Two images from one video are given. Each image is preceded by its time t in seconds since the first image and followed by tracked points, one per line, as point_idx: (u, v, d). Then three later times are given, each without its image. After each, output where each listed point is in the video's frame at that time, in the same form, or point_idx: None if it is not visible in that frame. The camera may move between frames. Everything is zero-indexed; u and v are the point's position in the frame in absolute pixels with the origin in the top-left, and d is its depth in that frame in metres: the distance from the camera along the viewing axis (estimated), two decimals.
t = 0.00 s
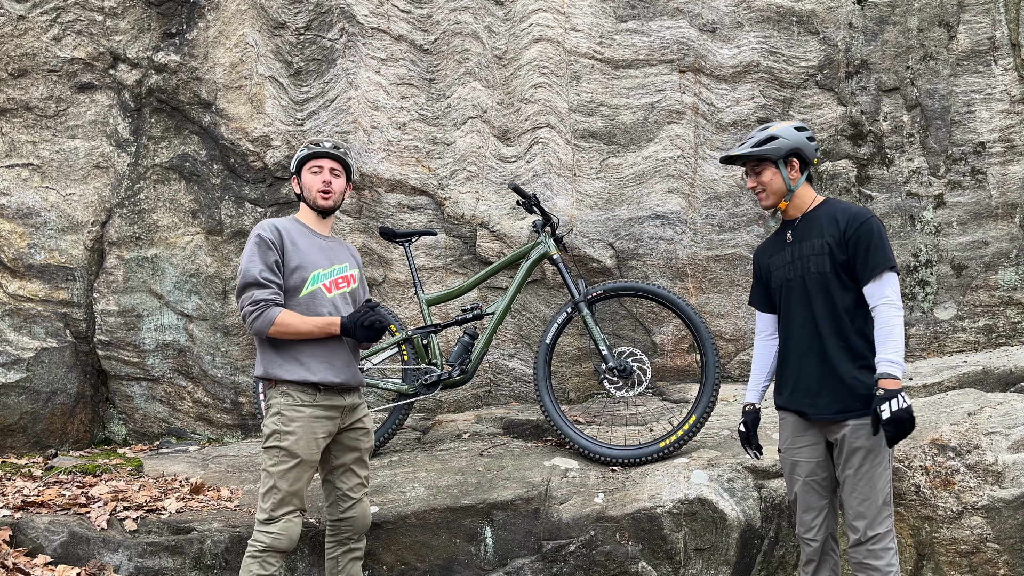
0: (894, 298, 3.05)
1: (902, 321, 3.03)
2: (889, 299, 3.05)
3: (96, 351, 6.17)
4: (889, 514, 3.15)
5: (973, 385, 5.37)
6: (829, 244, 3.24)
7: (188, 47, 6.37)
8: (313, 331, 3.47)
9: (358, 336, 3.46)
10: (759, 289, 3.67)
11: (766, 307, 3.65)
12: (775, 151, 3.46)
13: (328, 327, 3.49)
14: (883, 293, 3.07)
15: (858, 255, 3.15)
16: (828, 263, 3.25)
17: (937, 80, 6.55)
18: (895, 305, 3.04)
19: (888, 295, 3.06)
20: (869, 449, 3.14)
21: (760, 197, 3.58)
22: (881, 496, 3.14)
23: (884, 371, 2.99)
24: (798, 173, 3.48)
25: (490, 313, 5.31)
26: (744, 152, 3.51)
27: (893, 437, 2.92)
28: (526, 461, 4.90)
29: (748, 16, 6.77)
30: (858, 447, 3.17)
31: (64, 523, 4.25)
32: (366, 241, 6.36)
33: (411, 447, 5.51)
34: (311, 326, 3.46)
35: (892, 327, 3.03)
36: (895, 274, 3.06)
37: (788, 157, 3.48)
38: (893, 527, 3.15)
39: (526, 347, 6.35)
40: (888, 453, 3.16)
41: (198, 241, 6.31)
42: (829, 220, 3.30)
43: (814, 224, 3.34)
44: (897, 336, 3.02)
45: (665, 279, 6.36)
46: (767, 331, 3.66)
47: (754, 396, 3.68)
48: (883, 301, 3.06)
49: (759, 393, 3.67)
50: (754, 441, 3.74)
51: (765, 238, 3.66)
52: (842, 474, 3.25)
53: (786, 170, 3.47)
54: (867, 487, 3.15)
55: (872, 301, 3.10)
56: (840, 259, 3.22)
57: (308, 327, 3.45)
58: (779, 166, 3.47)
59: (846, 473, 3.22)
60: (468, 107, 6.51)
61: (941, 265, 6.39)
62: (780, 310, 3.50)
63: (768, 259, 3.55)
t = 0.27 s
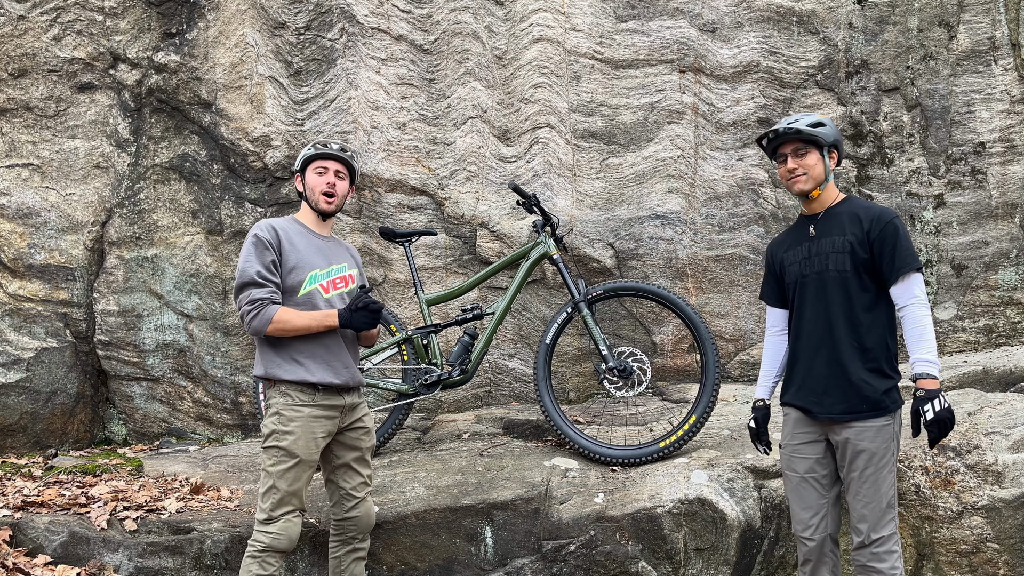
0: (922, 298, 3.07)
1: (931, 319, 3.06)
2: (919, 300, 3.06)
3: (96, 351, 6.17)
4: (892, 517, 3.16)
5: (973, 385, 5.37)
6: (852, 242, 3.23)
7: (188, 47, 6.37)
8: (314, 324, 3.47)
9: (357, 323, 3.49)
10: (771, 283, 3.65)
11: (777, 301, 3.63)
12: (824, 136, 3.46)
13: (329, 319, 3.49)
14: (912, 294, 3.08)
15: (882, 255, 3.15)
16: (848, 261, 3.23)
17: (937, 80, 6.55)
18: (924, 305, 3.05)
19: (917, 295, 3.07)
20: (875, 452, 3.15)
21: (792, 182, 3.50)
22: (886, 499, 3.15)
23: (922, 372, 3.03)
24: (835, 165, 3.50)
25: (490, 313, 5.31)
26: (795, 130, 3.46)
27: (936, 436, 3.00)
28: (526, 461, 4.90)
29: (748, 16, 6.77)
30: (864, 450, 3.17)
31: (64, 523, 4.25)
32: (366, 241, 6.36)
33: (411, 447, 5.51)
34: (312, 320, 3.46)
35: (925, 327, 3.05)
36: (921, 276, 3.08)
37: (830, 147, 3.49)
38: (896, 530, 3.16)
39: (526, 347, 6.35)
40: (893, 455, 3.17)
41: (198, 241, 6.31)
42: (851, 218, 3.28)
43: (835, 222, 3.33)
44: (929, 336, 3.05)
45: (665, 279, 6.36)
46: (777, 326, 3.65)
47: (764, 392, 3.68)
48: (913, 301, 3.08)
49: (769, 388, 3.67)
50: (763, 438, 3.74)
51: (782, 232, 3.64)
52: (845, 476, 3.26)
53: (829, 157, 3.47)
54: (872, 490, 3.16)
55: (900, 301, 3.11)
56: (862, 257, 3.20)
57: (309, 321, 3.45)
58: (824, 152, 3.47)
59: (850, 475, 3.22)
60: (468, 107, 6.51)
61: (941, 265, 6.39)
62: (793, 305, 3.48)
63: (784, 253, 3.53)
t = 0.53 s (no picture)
0: (927, 303, 3.05)
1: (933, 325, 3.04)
2: (925, 304, 3.05)
3: (96, 351, 6.17)
4: (896, 518, 3.17)
5: (973, 385, 5.37)
6: (863, 243, 3.21)
7: (188, 47, 6.37)
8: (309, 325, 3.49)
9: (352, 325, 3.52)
10: (779, 280, 3.64)
11: (785, 297, 3.63)
12: (847, 134, 3.45)
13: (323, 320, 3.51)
14: (918, 298, 3.06)
15: (894, 258, 3.13)
16: (859, 262, 3.22)
17: (937, 80, 6.55)
18: (929, 311, 3.04)
19: (923, 299, 3.06)
20: (881, 452, 3.16)
21: (808, 176, 3.45)
22: (891, 499, 3.16)
23: (912, 375, 3.00)
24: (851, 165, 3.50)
25: (490, 312, 5.31)
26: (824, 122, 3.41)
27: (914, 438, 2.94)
28: (526, 461, 4.90)
29: (748, 16, 6.77)
30: (869, 449, 3.19)
31: (64, 523, 4.25)
32: (366, 241, 6.36)
33: (411, 447, 5.51)
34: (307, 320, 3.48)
35: (924, 331, 3.03)
36: (930, 281, 3.07)
37: (850, 147, 3.49)
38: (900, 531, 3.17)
39: (526, 347, 6.35)
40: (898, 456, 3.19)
41: (198, 241, 6.32)
42: (864, 218, 3.27)
43: (847, 222, 3.31)
44: (928, 341, 3.02)
45: (665, 279, 6.36)
46: (784, 321, 3.65)
47: (770, 385, 3.65)
48: (918, 306, 3.06)
49: (776, 380, 3.65)
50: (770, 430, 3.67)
51: (792, 228, 3.62)
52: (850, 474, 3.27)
53: (849, 156, 3.46)
54: (876, 489, 3.17)
55: (905, 305, 3.10)
56: (873, 259, 3.19)
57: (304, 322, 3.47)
58: (845, 150, 3.46)
59: (856, 474, 3.23)
60: (468, 107, 6.51)
61: (941, 265, 6.39)
62: (802, 303, 3.48)
63: (793, 251, 3.52)
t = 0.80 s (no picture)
0: (922, 306, 3.05)
1: (928, 328, 3.04)
2: (920, 307, 3.05)
3: (96, 351, 6.17)
4: (893, 518, 3.16)
5: (973, 385, 5.37)
6: (859, 244, 3.21)
7: (188, 47, 6.37)
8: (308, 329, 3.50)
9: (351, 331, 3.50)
10: (778, 280, 3.63)
11: (783, 298, 3.62)
12: (846, 136, 3.45)
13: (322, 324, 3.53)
14: (914, 300, 3.07)
15: (890, 259, 3.12)
16: (855, 262, 3.22)
17: (937, 80, 6.55)
18: (924, 313, 3.04)
19: (918, 302, 3.06)
20: (875, 452, 3.16)
21: (806, 177, 3.46)
22: (886, 499, 3.15)
23: (904, 377, 3.01)
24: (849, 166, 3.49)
25: (490, 313, 5.31)
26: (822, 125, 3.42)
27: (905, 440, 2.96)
28: (526, 461, 4.90)
29: (748, 16, 6.77)
30: (864, 449, 3.18)
31: (64, 523, 4.25)
32: (366, 241, 6.36)
33: (411, 447, 5.51)
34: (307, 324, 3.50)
35: (918, 334, 3.03)
36: (926, 283, 3.06)
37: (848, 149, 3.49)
38: (897, 531, 3.16)
39: (526, 347, 6.35)
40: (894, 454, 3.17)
41: (198, 241, 6.31)
42: (860, 219, 3.26)
43: (844, 222, 3.30)
44: (922, 344, 3.03)
45: (665, 279, 6.36)
46: (782, 321, 3.64)
47: (767, 384, 3.66)
48: (913, 308, 3.06)
49: (773, 380, 3.65)
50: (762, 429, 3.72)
51: (791, 229, 3.62)
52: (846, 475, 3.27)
53: (847, 158, 3.46)
54: (872, 489, 3.16)
55: (901, 307, 3.10)
56: (869, 260, 3.19)
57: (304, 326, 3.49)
58: (843, 152, 3.46)
59: (852, 474, 3.23)
60: (468, 107, 6.51)
61: (941, 265, 6.38)
62: (799, 303, 3.47)
63: (791, 251, 3.51)
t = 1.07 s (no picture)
0: (909, 303, 3.04)
1: (916, 325, 3.02)
2: (906, 304, 3.04)
3: (96, 351, 6.17)
4: (886, 517, 3.16)
5: (973, 385, 5.37)
6: (843, 245, 3.22)
7: (188, 47, 6.37)
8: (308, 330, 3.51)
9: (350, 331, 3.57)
10: (771, 285, 3.65)
11: (777, 302, 3.63)
12: (818, 142, 3.41)
13: (322, 324, 3.55)
14: (899, 298, 3.05)
15: (872, 258, 3.13)
16: (840, 263, 3.23)
17: (937, 80, 6.55)
18: (910, 310, 3.03)
19: (903, 300, 3.05)
20: (864, 450, 3.15)
21: (787, 186, 3.49)
22: (877, 499, 3.14)
23: (895, 376, 2.99)
24: (831, 169, 3.45)
25: (490, 313, 5.31)
26: (787, 136, 3.43)
27: (903, 439, 2.94)
28: (526, 461, 4.90)
29: (748, 16, 6.77)
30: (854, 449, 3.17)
31: (64, 523, 4.24)
32: (366, 241, 6.37)
33: (411, 447, 5.51)
34: (307, 325, 3.51)
35: (907, 332, 3.02)
36: (911, 280, 3.05)
37: (826, 151, 3.44)
38: (890, 530, 3.15)
39: (526, 347, 6.35)
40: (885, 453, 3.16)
41: (198, 241, 6.31)
42: (844, 220, 3.27)
43: (829, 224, 3.31)
44: (910, 341, 3.01)
45: (665, 279, 6.36)
46: (778, 326, 3.64)
47: (763, 390, 3.69)
48: (899, 306, 3.05)
49: (768, 386, 3.67)
50: (759, 436, 3.76)
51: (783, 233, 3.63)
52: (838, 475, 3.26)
53: (824, 163, 3.42)
54: (863, 489, 3.16)
55: (887, 305, 3.09)
56: (853, 259, 3.19)
57: (304, 329, 3.50)
58: (818, 157, 3.42)
59: (843, 474, 3.22)
60: (468, 107, 6.51)
61: (941, 265, 6.38)
62: (790, 306, 3.48)
63: (781, 255, 3.53)
